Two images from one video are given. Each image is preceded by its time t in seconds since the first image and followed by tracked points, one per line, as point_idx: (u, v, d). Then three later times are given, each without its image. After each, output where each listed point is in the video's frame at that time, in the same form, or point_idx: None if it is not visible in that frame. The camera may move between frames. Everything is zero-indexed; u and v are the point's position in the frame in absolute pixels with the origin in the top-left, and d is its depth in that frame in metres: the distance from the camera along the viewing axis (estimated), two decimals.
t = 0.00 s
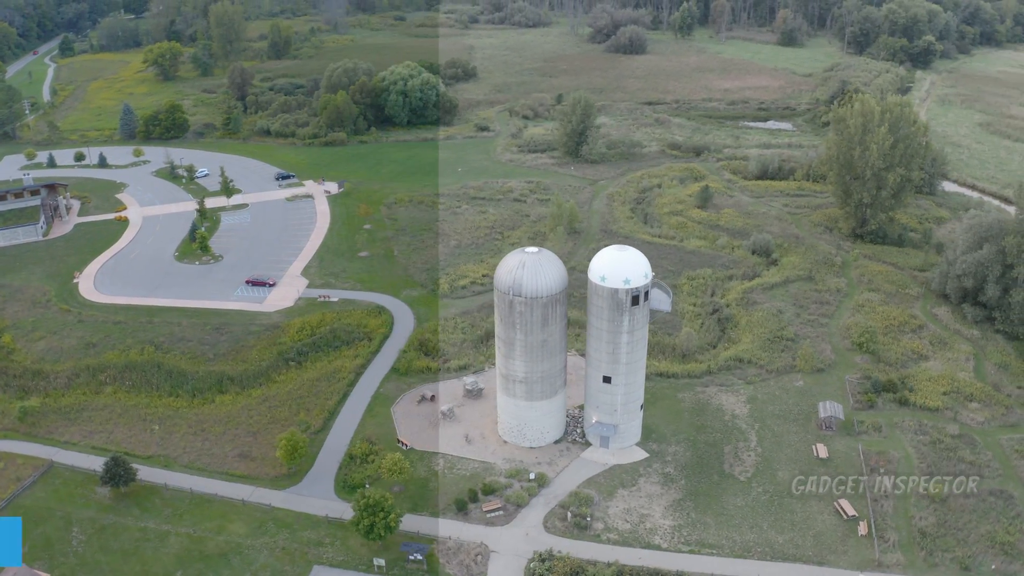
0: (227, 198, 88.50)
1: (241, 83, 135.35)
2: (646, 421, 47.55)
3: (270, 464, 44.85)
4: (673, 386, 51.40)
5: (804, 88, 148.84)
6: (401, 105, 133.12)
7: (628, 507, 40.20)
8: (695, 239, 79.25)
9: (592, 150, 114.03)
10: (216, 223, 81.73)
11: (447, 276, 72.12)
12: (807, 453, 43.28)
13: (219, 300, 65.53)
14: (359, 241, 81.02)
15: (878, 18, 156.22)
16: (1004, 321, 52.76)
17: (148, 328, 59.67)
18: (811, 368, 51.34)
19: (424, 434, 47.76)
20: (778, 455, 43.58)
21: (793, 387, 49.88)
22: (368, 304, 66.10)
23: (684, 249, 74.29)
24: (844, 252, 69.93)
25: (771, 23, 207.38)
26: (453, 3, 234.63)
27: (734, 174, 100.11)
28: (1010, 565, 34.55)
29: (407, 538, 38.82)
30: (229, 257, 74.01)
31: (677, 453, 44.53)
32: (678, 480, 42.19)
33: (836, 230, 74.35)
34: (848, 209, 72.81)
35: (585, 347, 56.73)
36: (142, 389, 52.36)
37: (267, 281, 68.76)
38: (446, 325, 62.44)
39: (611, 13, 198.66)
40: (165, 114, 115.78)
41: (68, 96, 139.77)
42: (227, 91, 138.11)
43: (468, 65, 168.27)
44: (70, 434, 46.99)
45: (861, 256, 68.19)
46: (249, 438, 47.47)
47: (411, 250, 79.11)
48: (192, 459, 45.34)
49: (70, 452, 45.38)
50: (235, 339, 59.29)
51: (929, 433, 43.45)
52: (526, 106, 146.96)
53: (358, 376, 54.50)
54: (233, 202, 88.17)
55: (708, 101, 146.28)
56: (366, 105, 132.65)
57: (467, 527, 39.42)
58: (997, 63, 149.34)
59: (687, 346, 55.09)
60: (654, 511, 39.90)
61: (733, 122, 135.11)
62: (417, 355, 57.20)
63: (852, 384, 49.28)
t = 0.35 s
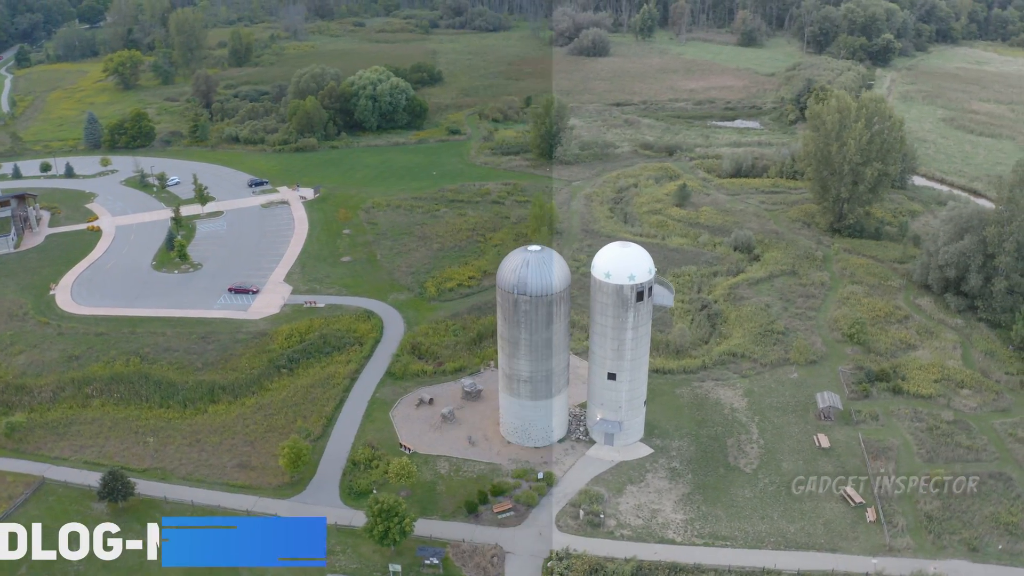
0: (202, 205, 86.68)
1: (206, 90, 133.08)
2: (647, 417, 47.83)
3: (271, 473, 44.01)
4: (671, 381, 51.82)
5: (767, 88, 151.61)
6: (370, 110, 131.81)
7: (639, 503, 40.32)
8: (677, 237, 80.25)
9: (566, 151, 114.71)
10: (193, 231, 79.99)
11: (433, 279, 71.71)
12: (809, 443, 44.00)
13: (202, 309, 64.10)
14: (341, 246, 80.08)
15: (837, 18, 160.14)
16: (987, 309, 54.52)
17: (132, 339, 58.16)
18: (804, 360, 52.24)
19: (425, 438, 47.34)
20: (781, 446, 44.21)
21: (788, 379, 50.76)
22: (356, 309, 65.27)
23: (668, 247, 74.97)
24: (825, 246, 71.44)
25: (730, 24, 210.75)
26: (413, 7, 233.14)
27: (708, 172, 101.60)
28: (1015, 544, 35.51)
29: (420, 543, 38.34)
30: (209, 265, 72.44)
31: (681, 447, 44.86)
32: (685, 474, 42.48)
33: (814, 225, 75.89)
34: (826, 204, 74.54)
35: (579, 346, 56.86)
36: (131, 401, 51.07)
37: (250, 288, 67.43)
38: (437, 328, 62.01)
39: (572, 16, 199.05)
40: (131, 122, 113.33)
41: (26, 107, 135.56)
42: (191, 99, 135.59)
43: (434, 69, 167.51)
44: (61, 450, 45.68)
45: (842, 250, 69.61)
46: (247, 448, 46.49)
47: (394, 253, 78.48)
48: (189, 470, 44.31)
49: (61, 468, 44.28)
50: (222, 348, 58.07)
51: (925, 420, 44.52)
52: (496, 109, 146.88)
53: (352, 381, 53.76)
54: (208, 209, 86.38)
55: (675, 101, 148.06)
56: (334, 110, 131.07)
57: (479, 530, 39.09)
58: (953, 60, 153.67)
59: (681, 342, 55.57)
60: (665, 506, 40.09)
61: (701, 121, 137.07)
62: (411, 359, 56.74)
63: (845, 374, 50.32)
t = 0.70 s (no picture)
0: (176, 213, 84.81)
1: (170, 95, 130.61)
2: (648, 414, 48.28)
3: (275, 484, 43.42)
4: (667, 378, 52.45)
5: (731, 85, 154.12)
6: (339, 113, 130.17)
7: (649, 500, 40.72)
8: (657, 234, 81.30)
9: (539, 152, 115.06)
10: (169, 239, 78.27)
11: (419, 282, 71.34)
12: (809, 435, 44.93)
13: (186, 318, 62.77)
14: (323, 250, 79.12)
15: (795, 15, 164.89)
16: (967, 298, 56.49)
17: (118, 352, 56.71)
18: (795, 352, 53.36)
19: (428, 442, 47.13)
20: (781, 438, 45.05)
21: (782, 372, 51.81)
22: (344, 314, 64.61)
23: (652, 245, 75.73)
24: (804, 240, 73.00)
25: (689, 22, 213.54)
26: (371, 9, 230.94)
27: (681, 170, 102.94)
28: (1016, 525, 36.77)
29: (436, 549, 38.17)
30: (189, 273, 70.93)
31: (684, 443, 45.42)
32: (691, 470, 43.03)
33: (791, 220, 77.48)
34: (802, 199, 76.39)
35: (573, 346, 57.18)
36: (123, 415, 49.93)
37: (234, 296, 66.19)
38: (428, 331, 61.69)
39: (532, 16, 199.14)
40: (96, 129, 110.39)
41: None
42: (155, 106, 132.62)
43: (399, 72, 166.51)
44: (55, 469, 44.49)
45: (820, 245, 71.31)
46: (247, 460, 45.76)
47: (377, 257, 77.88)
48: (190, 484, 43.49)
49: (55, 485, 43.20)
50: (212, 357, 57.00)
51: (917, 408, 45.83)
52: (464, 110, 146.62)
53: (348, 389, 53.20)
54: (183, 216, 84.57)
55: (641, 100, 149.56)
56: (303, 114, 129.19)
57: (493, 533, 39.06)
58: (908, 54, 157.75)
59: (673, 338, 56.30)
60: (675, 501, 40.59)
61: (669, 120, 138.74)
62: (406, 364, 56.37)
63: (836, 366, 51.51)
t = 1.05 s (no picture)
0: (150, 221, 82.91)
1: (133, 102, 127.56)
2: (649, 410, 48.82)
3: (282, 495, 42.85)
4: (664, 373, 53.09)
5: (695, 83, 156.28)
6: (308, 116, 128.29)
7: (659, 496, 41.23)
8: (638, 232, 82.24)
9: (513, 152, 115.23)
10: (145, 248, 76.50)
11: (405, 285, 70.95)
12: (808, 425, 45.94)
13: (170, 328, 61.47)
14: (305, 255, 78.16)
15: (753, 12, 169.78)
16: (947, 287, 58.53)
17: (104, 365, 55.29)
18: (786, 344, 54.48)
19: (432, 446, 46.92)
20: (782, 429, 45.98)
21: (775, 365, 52.80)
22: (332, 320, 63.93)
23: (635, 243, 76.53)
24: (783, 234, 74.47)
25: (648, 20, 215.74)
26: (329, 12, 227.89)
27: (654, 167, 104.04)
28: (1015, 506, 38.23)
29: (454, 554, 38.11)
30: (169, 282, 69.42)
31: (687, 438, 46.06)
32: (697, 463, 43.68)
33: (768, 215, 78.99)
34: (778, 194, 78.10)
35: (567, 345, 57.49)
36: (116, 431, 48.78)
37: (218, 304, 64.95)
38: (420, 334, 61.39)
39: (492, 16, 199.07)
40: (59, 138, 107.26)
41: None
42: (117, 112, 129.35)
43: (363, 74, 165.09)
44: (50, 487, 43.30)
45: (799, 239, 72.85)
46: (249, 470, 45.06)
47: (360, 261, 77.19)
48: (193, 497, 42.68)
49: (53, 505, 42.09)
50: (201, 367, 55.92)
51: (910, 396, 47.25)
52: (432, 111, 145.98)
53: (345, 395, 52.67)
54: (158, 224, 82.74)
55: (608, 98, 150.80)
56: (271, 118, 127.20)
57: (509, 535, 39.08)
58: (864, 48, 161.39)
59: (666, 334, 57.00)
60: (685, 495, 41.17)
61: (636, 118, 140.16)
62: (401, 368, 56.03)
63: (828, 357, 52.78)
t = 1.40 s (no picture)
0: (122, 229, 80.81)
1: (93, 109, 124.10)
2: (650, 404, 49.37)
3: (289, 504, 42.26)
4: (660, 367, 53.71)
5: (658, 79, 158.07)
6: (274, 119, 126.10)
7: (669, 489, 41.79)
8: (618, 228, 83.05)
9: (484, 152, 115.12)
10: (119, 257, 74.54)
11: (391, 287, 70.46)
12: (807, 413, 47.01)
13: (154, 338, 60.00)
14: (285, 260, 77.03)
15: (709, 9, 172.35)
16: (925, 275, 60.45)
17: (91, 379, 53.75)
18: (777, 334, 55.56)
19: (437, 449, 46.70)
20: (781, 418, 46.97)
21: (767, 356, 53.84)
22: (320, 325, 63.13)
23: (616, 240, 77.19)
24: (760, 228, 75.91)
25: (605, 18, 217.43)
26: (283, 14, 224.42)
27: (626, 164, 105.05)
28: (1013, 484, 39.85)
29: (473, 556, 38.10)
30: (148, 291, 67.75)
31: (690, 430, 46.74)
32: (702, 456, 44.36)
33: (744, 208, 80.43)
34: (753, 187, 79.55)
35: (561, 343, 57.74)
36: (109, 446, 47.53)
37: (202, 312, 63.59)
38: (412, 337, 61.03)
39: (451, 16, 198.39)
40: (19, 146, 103.72)
41: None
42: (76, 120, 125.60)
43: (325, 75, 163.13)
44: (48, 506, 42.02)
45: (777, 232, 74.37)
46: (253, 481, 44.31)
47: (342, 264, 76.39)
48: (197, 511, 41.82)
49: (52, 524, 40.85)
50: (191, 377, 54.72)
51: (901, 382, 48.75)
52: (399, 112, 144.74)
53: (342, 401, 52.10)
54: (130, 232, 80.68)
55: (572, 96, 151.66)
56: (236, 122, 124.92)
57: (525, 535, 39.15)
58: (818, 42, 165.20)
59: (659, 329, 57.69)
60: (694, 487, 41.80)
61: (602, 115, 141.27)
62: (397, 371, 55.64)
63: (818, 346, 54.06)
